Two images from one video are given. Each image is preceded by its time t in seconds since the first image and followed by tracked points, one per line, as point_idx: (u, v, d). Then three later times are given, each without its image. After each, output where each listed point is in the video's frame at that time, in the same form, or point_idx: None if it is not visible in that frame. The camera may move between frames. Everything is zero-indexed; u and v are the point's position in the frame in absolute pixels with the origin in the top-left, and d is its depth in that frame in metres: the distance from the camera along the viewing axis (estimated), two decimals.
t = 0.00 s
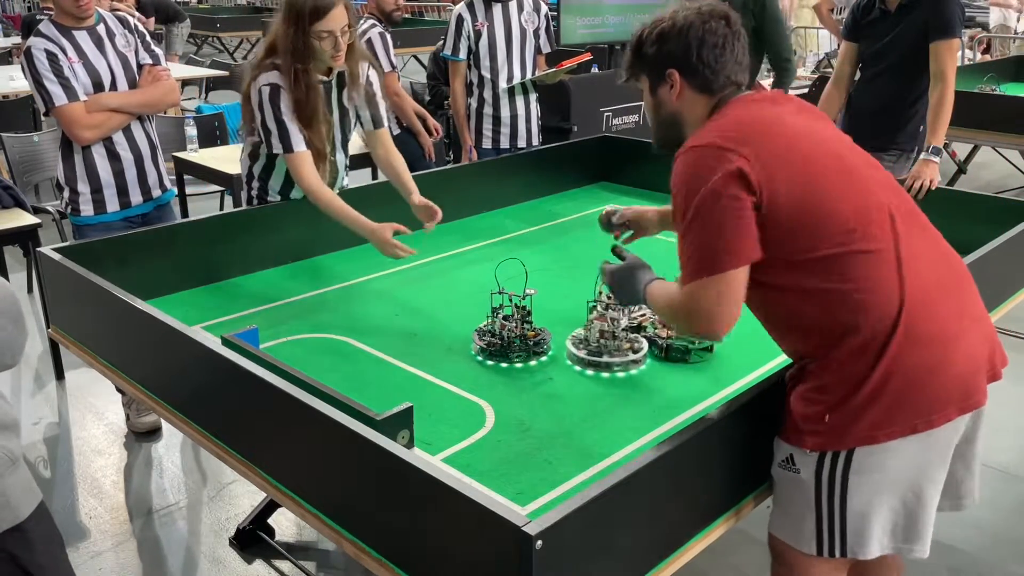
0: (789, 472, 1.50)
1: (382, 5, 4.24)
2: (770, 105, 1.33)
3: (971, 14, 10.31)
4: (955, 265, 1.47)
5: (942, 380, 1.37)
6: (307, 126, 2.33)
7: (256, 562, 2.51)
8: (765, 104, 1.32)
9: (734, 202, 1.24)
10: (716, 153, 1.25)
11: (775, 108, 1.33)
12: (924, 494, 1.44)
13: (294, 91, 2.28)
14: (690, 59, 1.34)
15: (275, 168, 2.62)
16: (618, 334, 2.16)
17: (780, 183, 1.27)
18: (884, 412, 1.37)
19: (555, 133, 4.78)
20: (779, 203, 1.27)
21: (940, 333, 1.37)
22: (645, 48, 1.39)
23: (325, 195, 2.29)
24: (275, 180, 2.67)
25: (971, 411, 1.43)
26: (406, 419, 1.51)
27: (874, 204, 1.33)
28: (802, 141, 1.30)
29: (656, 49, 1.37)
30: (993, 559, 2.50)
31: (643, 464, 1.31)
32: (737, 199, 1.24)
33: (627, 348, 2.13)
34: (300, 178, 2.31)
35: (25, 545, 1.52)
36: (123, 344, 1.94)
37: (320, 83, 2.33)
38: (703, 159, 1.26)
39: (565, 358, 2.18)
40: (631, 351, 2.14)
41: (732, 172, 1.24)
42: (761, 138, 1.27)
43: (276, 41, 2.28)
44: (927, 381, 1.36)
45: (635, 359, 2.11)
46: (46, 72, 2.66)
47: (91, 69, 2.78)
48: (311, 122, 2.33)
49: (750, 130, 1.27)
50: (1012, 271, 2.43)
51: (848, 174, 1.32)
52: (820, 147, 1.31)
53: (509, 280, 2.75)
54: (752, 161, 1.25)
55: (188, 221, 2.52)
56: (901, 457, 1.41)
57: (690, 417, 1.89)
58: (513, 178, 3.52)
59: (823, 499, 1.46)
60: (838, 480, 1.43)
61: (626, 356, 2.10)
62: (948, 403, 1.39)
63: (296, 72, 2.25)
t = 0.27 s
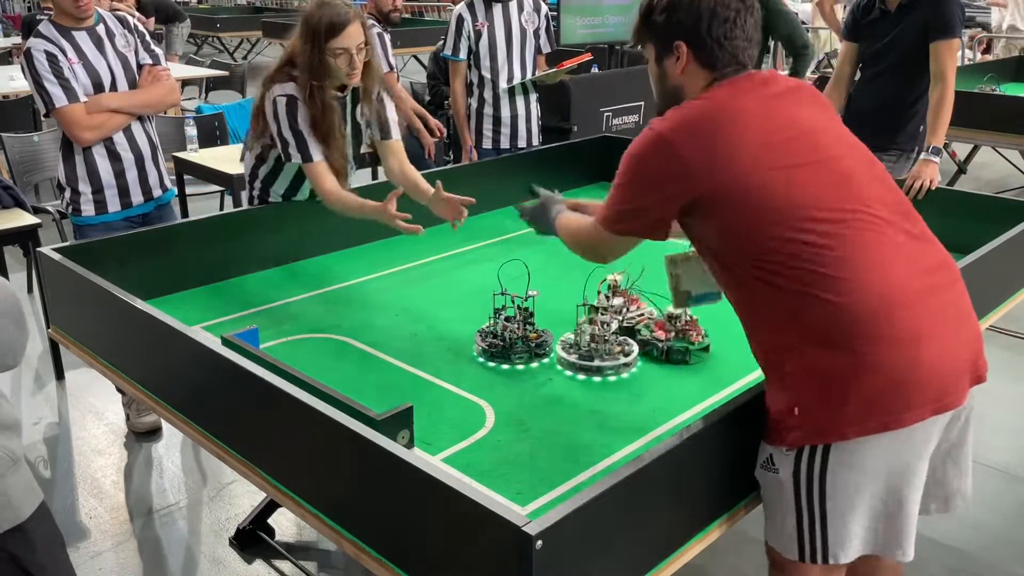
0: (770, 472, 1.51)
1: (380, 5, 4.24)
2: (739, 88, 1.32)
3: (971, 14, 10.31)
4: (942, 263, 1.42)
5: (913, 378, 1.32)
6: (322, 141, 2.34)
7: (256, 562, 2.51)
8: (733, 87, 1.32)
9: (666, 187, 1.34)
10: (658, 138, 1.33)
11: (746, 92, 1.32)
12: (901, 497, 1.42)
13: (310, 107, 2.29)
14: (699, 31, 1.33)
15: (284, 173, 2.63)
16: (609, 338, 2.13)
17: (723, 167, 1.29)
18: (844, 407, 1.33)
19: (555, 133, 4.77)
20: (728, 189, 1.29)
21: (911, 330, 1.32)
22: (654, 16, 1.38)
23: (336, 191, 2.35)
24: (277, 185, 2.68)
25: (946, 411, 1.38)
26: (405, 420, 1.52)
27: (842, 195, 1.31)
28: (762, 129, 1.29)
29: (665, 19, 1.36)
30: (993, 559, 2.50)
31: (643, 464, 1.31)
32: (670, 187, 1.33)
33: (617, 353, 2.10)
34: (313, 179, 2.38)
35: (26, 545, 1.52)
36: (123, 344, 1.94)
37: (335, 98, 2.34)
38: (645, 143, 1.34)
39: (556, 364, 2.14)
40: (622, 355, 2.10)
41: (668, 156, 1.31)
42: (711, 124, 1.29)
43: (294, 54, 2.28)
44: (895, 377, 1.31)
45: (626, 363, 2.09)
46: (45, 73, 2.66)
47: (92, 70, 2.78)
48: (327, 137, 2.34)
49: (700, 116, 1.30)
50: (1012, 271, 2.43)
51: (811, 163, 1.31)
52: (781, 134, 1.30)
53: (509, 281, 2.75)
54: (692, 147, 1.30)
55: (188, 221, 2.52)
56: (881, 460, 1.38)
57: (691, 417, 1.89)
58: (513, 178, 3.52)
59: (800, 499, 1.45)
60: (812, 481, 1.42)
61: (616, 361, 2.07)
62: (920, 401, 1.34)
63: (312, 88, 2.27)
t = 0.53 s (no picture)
0: (753, 473, 1.50)
1: (378, 5, 4.23)
2: (733, 91, 1.27)
3: (971, 14, 10.32)
4: (923, 267, 1.41)
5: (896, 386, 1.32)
6: (325, 141, 2.33)
7: (256, 562, 2.50)
8: (727, 90, 1.27)
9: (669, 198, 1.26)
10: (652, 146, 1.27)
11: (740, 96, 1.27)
12: (884, 501, 1.40)
13: (313, 106, 2.28)
14: (694, 17, 1.29)
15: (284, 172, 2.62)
16: (588, 358, 2.01)
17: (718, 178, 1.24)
18: (827, 416, 1.33)
19: (555, 133, 4.78)
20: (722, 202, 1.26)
21: (892, 339, 1.31)
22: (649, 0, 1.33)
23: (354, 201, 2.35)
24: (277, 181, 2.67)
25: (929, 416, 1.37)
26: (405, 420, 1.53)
27: (829, 206, 1.29)
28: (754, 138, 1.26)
29: (661, 3, 1.31)
30: (993, 559, 2.50)
31: (643, 464, 1.31)
32: (671, 198, 1.26)
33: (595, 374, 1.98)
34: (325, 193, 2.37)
35: (28, 546, 1.52)
36: (123, 344, 1.94)
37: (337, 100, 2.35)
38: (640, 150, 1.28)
39: (533, 383, 2.04)
40: (601, 377, 1.98)
41: (670, 166, 1.25)
42: (704, 135, 1.24)
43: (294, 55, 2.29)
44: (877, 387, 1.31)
45: (604, 386, 1.97)
46: (47, 74, 2.66)
47: (93, 70, 2.78)
48: (334, 136, 2.33)
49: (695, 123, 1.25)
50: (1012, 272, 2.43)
51: (801, 173, 1.28)
52: (773, 145, 1.26)
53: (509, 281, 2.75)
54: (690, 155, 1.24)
55: (188, 221, 2.52)
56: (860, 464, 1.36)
57: (689, 417, 1.89)
58: (513, 179, 3.52)
59: (782, 503, 1.45)
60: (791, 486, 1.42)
61: (593, 383, 1.95)
62: (903, 408, 1.33)
63: (314, 88, 2.27)
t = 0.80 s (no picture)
0: (754, 487, 1.50)
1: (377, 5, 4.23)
2: (750, 95, 1.26)
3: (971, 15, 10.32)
4: (933, 281, 1.40)
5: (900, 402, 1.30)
6: (311, 168, 2.40)
7: (256, 563, 2.50)
8: (744, 93, 1.26)
9: (693, 195, 1.21)
10: (670, 141, 1.24)
11: (757, 97, 1.26)
12: (886, 519, 1.39)
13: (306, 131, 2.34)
14: (705, 8, 1.27)
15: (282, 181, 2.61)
16: (530, 376, 1.93)
17: (737, 179, 1.22)
18: (824, 428, 1.32)
19: (555, 133, 4.77)
20: (740, 203, 1.23)
21: (897, 354, 1.30)
22: None
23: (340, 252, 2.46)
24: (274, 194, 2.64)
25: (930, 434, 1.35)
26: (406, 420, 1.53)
27: (841, 215, 1.28)
28: (771, 140, 1.24)
29: None
30: (993, 559, 2.50)
31: (642, 464, 1.31)
32: (693, 194, 1.21)
33: (531, 395, 1.89)
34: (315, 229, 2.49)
35: (29, 545, 1.52)
36: (123, 344, 1.94)
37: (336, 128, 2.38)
38: (658, 146, 1.25)
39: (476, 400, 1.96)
40: (539, 398, 1.89)
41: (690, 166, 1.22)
42: (723, 133, 1.22)
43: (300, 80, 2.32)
44: (879, 402, 1.29)
45: (542, 407, 1.88)
46: (49, 74, 2.66)
47: (95, 71, 2.78)
48: (319, 166, 2.39)
49: (714, 121, 1.22)
50: (1012, 272, 2.43)
51: (815, 180, 1.26)
52: (788, 151, 1.25)
53: (507, 281, 2.75)
54: (710, 152, 1.21)
55: (188, 221, 2.52)
56: (862, 483, 1.35)
57: (690, 417, 1.89)
58: (513, 179, 3.52)
59: (784, 516, 1.45)
60: (793, 500, 1.42)
61: (528, 403, 1.86)
62: (904, 425, 1.31)
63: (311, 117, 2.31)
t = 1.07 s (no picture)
0: (745, 488, 1.50)
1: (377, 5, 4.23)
2: (777, 87, 1.23)
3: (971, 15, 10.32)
4: (942, 293, 1.38)
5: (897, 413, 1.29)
6: (311, 164, 2.39)
7: (256, 563, 2.50)
8: (771, 85, 1.23)
9: (714, 186, 1.19)
10: (693, 129, 1.21)
11: (784, 91, 1.24)
12: (873, 523, 1.39)
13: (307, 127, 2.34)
14: None
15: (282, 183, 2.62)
16: (534, 364, 2.00)
17: (755, 175, 1.20)
18: (819, 430, 1.31)
19: (555, 133, 4.77)
20: (757, 199, 1.21)
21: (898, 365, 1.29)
22: None
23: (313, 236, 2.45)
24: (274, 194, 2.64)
25: (922, 447, 1.35)
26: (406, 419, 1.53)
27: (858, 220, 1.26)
28: (793, 139, 1.22)
29: None
30: (994, 559, 2.50)
31: (642, 464, 1.31)
32: (713, 186, 1.19)
33: (540, 381, 1.96)
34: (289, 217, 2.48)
35: (30, 544, 1.52)
36: (123, 345, 1.94)
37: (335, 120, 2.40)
38: (682, 132, 1.22)
39: (480, 390, 2.01)
40: (547, 382, 1.96)
41: (711, 157, 1.19)
42: (747, 126, 1.20)
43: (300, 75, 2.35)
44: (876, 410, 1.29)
45: (551, 391, 1.95)
46: (50, 74, 2.67)
47: (95, 71, 2.78)
48: (319, 157, 2.39)
49: (740, 113, 1.20)
50: (1012, 272, 2.43)
51: (835, 185, 1.24)
52: (809, 149, 1.22)
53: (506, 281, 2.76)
54: (732, 145, 1.19)
55: (188, 221, 2.53)
56: (851, 490, 1.35)
57: (689, 417, 1.89)
58: (514, 178, 3.52)
59: (771, 520, 1.45)
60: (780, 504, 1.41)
61: (539, 389, 1.93)
62: (898, 436, 1.30)
63: (311, 107, 2.33)
